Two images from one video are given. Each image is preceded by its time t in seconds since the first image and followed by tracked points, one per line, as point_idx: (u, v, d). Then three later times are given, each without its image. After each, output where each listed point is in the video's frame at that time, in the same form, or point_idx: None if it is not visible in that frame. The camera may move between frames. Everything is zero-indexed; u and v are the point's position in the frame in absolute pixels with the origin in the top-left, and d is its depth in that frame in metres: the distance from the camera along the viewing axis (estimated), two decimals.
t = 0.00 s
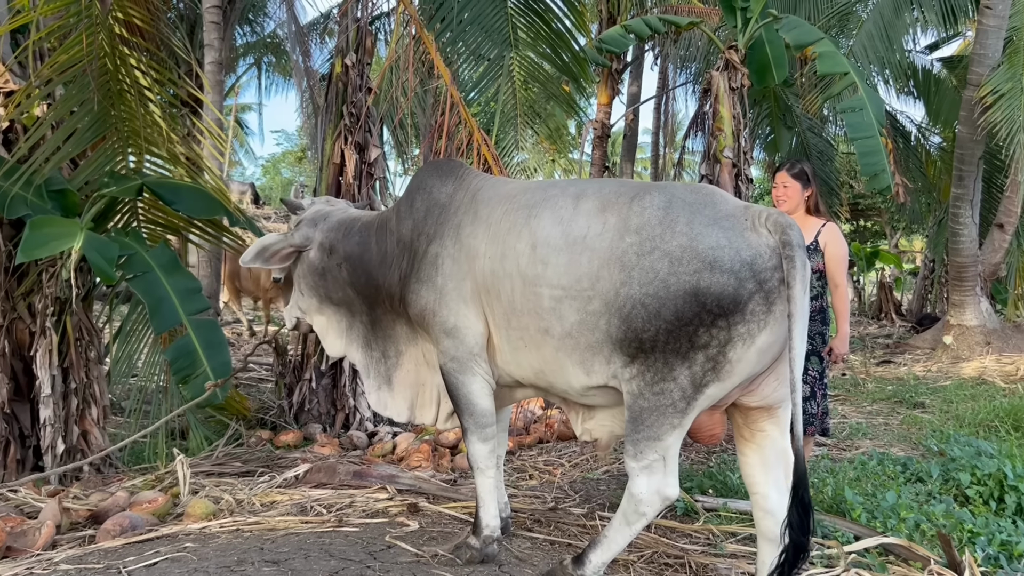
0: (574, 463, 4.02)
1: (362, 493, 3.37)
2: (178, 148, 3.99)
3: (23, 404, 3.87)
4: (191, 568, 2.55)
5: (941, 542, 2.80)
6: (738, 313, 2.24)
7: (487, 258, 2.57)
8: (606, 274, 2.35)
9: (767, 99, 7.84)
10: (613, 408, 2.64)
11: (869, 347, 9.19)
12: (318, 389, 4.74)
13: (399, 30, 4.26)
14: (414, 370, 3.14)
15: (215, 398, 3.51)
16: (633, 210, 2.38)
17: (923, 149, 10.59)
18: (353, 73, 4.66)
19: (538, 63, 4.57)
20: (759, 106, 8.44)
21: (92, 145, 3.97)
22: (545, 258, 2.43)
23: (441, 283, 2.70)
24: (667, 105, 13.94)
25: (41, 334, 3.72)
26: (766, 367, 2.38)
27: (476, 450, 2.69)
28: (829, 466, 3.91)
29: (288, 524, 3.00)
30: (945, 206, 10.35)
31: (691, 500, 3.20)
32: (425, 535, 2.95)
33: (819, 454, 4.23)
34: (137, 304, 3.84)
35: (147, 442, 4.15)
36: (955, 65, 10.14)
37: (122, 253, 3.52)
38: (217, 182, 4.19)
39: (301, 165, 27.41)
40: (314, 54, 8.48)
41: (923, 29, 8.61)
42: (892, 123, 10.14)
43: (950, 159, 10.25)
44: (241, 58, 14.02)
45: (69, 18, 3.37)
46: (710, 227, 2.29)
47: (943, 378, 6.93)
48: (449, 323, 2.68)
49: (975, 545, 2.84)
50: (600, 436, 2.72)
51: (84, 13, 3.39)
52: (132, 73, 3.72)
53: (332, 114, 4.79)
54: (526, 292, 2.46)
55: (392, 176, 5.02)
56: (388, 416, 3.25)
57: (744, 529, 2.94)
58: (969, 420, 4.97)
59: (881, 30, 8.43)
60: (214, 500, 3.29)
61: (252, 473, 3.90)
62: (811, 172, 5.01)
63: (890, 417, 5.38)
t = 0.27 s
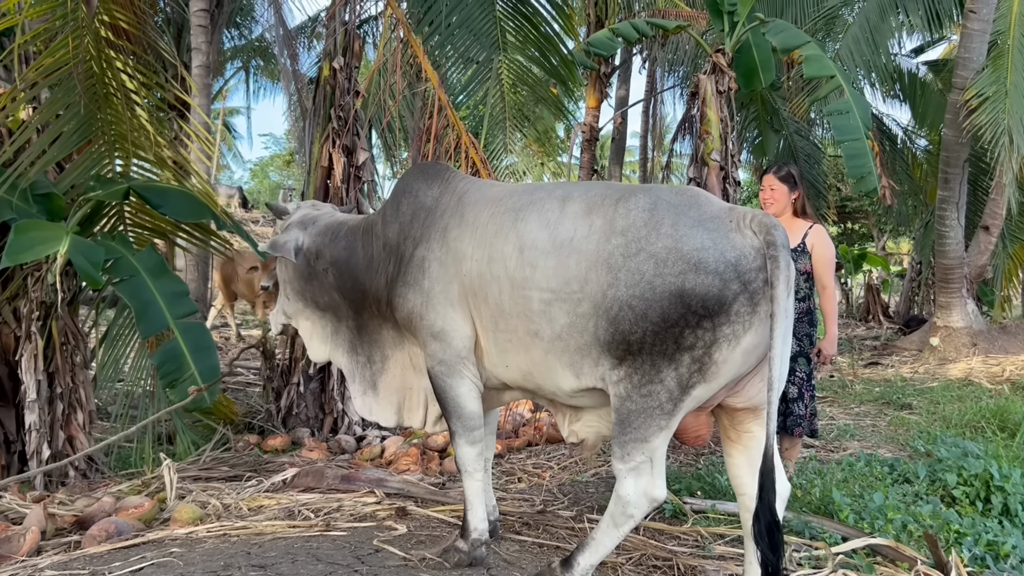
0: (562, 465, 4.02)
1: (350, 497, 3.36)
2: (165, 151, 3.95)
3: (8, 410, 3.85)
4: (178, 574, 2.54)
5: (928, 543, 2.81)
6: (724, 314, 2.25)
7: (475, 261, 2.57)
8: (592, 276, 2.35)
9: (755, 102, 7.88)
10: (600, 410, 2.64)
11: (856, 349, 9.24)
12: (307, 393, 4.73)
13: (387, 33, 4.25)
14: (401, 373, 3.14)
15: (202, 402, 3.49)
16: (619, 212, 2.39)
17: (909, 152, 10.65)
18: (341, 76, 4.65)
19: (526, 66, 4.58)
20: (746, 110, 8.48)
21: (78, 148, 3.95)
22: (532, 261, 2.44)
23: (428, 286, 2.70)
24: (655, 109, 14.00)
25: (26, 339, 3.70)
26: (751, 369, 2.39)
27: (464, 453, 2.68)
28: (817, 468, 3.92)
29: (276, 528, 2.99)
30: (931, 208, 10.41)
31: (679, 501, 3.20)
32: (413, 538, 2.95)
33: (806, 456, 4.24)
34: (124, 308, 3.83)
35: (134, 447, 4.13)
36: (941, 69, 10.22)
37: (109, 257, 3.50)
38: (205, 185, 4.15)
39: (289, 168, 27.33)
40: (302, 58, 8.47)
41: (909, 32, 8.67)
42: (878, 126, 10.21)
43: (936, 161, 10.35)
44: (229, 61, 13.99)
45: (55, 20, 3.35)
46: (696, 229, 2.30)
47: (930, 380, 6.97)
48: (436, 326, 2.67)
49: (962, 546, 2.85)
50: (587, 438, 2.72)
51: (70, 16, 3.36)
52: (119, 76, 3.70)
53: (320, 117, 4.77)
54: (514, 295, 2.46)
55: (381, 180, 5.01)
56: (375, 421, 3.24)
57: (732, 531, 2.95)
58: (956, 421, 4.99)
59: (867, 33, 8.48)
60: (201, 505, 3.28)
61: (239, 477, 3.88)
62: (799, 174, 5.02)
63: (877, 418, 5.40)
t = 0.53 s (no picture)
0: (554, 469, 4.02)
1: (341, 502, 3.35)
2: (155, 155, 3.94)
3: None
4: None
5: (918, 546, 2.81)
6: (711, 316, 2.25)
7: (464, 264, 2.57)
8: (581, 278, 2.35)
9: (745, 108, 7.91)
10: (589, 413, 2.64)
11: (847, 353, 9.27)
12: (297, 398, 4.71)
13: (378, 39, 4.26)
14: (391, 377, 3.14)
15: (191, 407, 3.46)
16: (608, 214, 2.39)
17: (899, 157, 10.70)
18: (332, 81, 4.65)
19: (518, 71, 4.60)
20: (737, 115, 8.51)
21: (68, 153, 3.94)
22: (521, 263, 2.44)
23: (418, 289, 2.70)
24: (646, 115, 14.04)
25: (14, 344, 3.68)
26: (739, 371, 2.40)
27: (454, 456, 2.68)
28: (807, 472, 3.92)
29: (266, 533, 2.98)
30: (921, 213, 10.46)
31: (670, 505, 3.20)
32: (404, 542, 2.94)
33: (797, 460, 4.25)
34: (113, 312, 3.81)
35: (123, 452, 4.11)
36: (930, 75, 10.29)
37: (99, 261, 3.49)
38: (195, 190, 4.16)
39: (280, 174, 27.27)
40: (293, 63, 8.47)
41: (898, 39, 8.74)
42: (868, 131, 10.26)
43: (926, 167, 10.44)
44: (220, 66, 13.96)
45: (45, 25, 3.36)
46: (684, 231, 2.31)
47: (920, 384, 6.99)
48: (426, 330, 2.67)
49: (951, 548, 2.86)
50: (577, 440, 2.72)
51: (60, 21, 3.38)
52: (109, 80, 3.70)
53: (311, 122, 4.77)
54: (503, 297, 2.47)
55: (372, 185, 5.02)
56: (365, 425, 3.24)
57: (723, 535, 2.95)
58: (945, 425, 5.01)
59: (857, 39, 8.54)
60: (190, 510, 3.26)
61: (229, 482, 3.87)
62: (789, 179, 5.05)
63: (867, 422, 5.42)
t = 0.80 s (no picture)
0: (550, 475, 4.02)
1: (336, 507, 3.35)
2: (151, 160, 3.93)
3: None
4: None
5: (913, 551, 2.82)
6: (704, 320, 2.26)
7: (457, 268, 2.57)
8: (574, 282, 2.36)
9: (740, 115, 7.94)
10: (584, 417, 2.65)
11: (842, 360, 9.28)
12: (293, 403, 4.70)
13: (375, 45, 4.27)
14: (386, 382, 3.13)
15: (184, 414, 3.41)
16: (601, 218, 2.40)
17: (894, 165, 10.73)
18: (329, 87, 4.66)
19: (515, 77, 4.61)
20: (733, 122, 8.54)
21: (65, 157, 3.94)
22: (515, 267, 2.44)
23: (412, 293, 2.70)
24: (642, 122, 14.08)
25: (10, 348, 3.70)
26: (733, 376, 2.40)
27: (449, 461, 2.67)
28: (803, 478, 3.92)
29: (260, 538, 2.97)
30: (916, 221, 10.48)
31: (665, 510, 3.20)
32: (399, 547, 2.93)
33: (793, 466, 4.25)
34: (109, 317, 3.80)
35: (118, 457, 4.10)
36: (925, 83, 10.33)
37: (94, 265, 3.50)
38: (192, 196, 4.14)
39: (276, 179, 27.24)
40: (290, 69, 8.48)
41: (894, 47, 8.77)
42: (863, 139, 10.29)
43: (920, 174, 10.41)
44: (217, 72, 13.97)
45: (42, 30, 3.35)
46: (677, 235, 2.31)
47: (915, 391, 7.00)
48: (420, 334, 2.67)
49: (946, 554, 2.86)
50: (572, 445, 2.72)
51: (58, 26, 3.36)
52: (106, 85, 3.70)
53: (308, 127, 4.78)
54: (497, 301, 2.47)
55: (368, 191, 5.03)
56: (360, 429, 3.23)
57: (719, 540, 2.95)
58: (940, 431, 5.02)
59: (851, 47, 8.56)
60: (185, 514, 3.25)
61: (224, 487, 3.86)
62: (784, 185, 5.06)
63: (862, 429, 5.42)
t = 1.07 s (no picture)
0: (551, 480, 4.01)
1: (337, 511, 3.34)
2: (154, 164, 3.92)
3: None
4: None
5: (915, 558, 2.81)
6: (707, 325, 2.26)
7: (459, 271, 2.57)
8: (576, 285, 2.36)
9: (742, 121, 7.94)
10: (586, 422, 2.64)
11: (844, 367, 9.27)
12: (294, 407, 4.70)
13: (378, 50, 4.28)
14: (387, 386, 3.13)
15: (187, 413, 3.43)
16: (604, 222, 2.40)
17: (896, 171, 10.74)
18: (332, 91, 4.66)
19: (518, 83, 4.62)
20: (734, 128, 8.55)
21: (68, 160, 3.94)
22: (516, 270, 2.44)
23: (413, 297, 2.70)
24: (643, 128, 14.10)
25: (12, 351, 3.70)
26: (735, 380, 2.40)
27: (450, 465, 2.68)
28: (804, 484, 3.91)
29: (261, 541, 2.97)
30: (917, 228, 10.48)
31: (667, 516, 3.19)
32: (400, 551, 2.93)
33: (794, 472, 4.24)
34: (112, 321, 3.80)
35: (119, 461, 4.10)
36: (926, 90, 10.34)
37: (97, 268, 3.50)
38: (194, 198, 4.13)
39: (278, 185, 27.32)
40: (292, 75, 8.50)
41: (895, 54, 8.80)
42: (864, 145, 10.30)
43: (922, 182, 10.47)
44: (219, 76, 14.01)
45: (47, 33, 3.39)
46: (680, 239, 2.31)
47: (917, 397, 6.99)
48: (422, 337, 2.67)
49: (949, 561, 2.85)
50: (574, 449, 2.72)
51: (62, 29, 3.40)
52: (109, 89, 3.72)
53: (310, 132, 4.78)
54: (498, 304, 2.47)
55: (370, 196, 5.03)
56: (361, 434, 3.23)
57: (720, 545, 2.94)
58: (942, 438, 5.01)
59: (853, 54, 8.53)
60: (186, 518, 3.25)
61: (225, 491, 3.86)
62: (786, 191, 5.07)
63: (864, 435, 5.42)
